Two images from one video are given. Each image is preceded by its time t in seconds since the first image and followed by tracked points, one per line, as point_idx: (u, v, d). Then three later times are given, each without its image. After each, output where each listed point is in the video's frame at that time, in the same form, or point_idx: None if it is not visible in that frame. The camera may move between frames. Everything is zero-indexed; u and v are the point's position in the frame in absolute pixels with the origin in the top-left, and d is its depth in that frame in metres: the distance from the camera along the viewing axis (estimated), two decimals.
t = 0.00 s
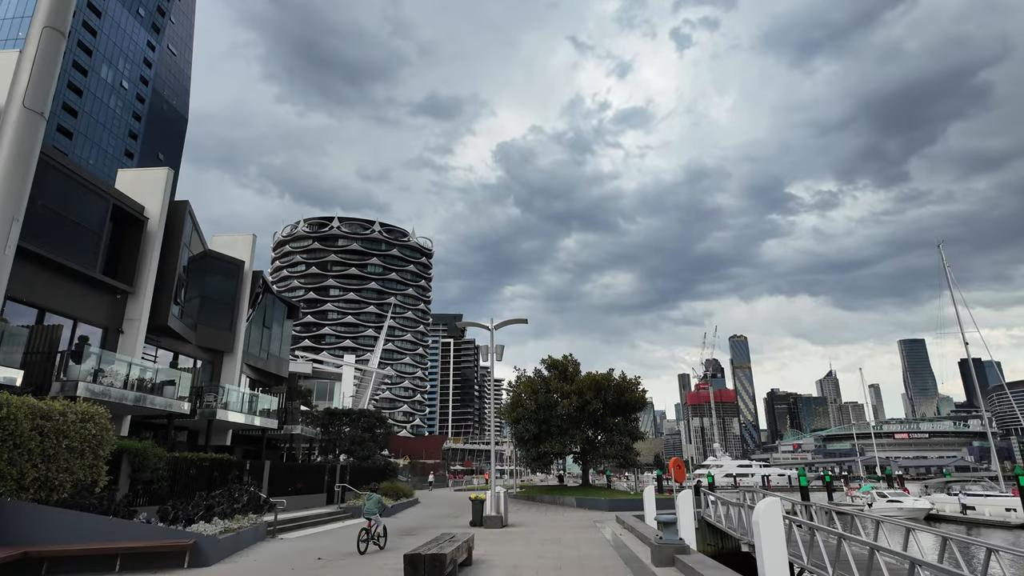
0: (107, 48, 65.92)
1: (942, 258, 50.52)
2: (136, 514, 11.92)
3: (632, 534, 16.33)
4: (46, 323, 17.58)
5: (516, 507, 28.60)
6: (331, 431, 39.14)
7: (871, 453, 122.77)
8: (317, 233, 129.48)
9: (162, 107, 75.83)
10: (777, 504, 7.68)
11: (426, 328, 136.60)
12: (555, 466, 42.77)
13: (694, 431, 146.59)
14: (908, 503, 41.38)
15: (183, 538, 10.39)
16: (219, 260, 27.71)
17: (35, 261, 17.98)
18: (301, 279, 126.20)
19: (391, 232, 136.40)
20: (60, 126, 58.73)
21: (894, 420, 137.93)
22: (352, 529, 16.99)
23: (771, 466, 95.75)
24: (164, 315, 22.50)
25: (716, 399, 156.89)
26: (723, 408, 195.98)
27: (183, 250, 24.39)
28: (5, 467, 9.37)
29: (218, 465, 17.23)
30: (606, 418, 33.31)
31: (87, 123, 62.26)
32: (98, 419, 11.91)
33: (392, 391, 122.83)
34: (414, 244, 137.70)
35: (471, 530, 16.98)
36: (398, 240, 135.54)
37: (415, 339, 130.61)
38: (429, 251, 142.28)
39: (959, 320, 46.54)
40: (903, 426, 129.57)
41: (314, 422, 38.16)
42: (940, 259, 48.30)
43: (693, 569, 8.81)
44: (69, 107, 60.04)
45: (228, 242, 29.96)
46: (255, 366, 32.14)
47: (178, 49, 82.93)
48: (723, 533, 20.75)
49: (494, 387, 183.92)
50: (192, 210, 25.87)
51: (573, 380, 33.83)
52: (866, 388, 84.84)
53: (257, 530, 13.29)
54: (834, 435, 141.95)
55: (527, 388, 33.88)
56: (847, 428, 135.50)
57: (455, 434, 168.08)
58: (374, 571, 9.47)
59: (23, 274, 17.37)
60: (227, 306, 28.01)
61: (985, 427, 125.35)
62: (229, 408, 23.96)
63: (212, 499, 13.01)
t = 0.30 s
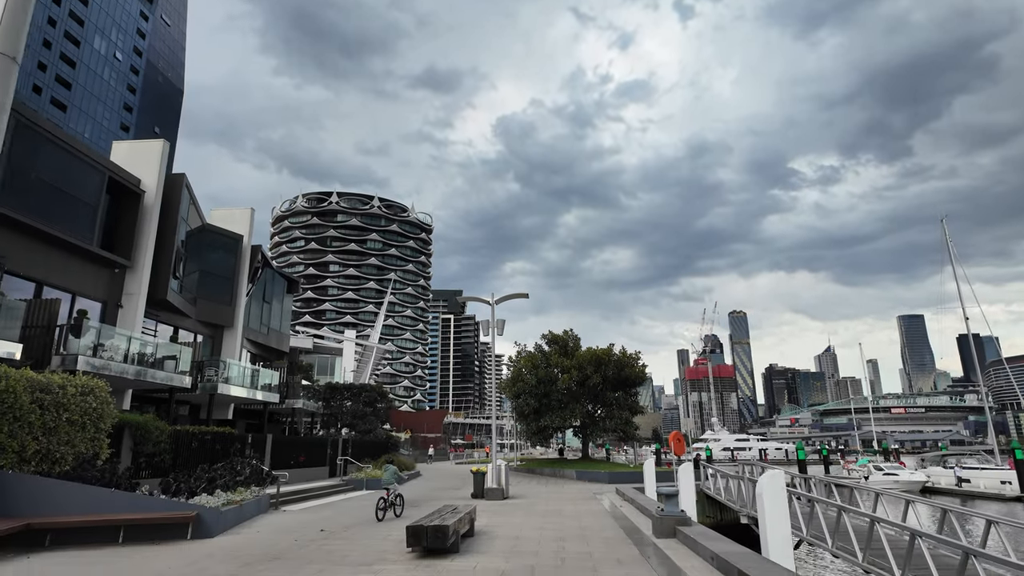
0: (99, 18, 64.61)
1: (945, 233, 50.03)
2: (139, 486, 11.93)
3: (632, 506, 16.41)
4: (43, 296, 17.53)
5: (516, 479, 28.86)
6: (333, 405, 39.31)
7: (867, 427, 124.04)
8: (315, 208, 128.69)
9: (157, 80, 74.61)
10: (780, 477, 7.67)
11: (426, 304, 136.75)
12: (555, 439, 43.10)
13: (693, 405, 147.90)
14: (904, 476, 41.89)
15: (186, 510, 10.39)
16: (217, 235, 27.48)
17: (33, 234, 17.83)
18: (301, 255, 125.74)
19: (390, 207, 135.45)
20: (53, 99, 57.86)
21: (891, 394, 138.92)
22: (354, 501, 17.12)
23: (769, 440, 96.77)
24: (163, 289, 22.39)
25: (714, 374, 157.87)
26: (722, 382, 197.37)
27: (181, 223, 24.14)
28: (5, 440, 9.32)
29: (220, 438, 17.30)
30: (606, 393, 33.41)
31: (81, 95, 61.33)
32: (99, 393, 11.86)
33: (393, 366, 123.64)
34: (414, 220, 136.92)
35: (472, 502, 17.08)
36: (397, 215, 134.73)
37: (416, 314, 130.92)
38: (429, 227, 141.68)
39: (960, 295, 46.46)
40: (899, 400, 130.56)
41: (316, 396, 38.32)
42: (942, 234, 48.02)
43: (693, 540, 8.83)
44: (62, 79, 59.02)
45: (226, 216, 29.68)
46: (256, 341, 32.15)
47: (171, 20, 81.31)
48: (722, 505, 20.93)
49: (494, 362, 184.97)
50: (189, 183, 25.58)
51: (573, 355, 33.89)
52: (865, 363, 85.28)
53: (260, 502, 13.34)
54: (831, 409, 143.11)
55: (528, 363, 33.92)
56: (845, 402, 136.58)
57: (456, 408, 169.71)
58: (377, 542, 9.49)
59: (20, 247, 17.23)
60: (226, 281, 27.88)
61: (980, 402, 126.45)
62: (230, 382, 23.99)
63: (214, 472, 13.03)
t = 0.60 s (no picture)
0: None
1: (947, 210, 49.69)
2: (139, 462, 11.89)
3: (632, 481, 16.45)
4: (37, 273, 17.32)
5: (516, 455, 29.04)
6: (333, 381, 39.39)
7: (863, 403, 125.02)
8: (313, 184, 127.67)
9: (150, 53, 73.26)
10: (785, 453, 7.60)
11: (426, 281, 136.64)
12: (554, 415, 43.32)
13: (691, 382, 148.84)
14: (900, 452, 42.29)
15: (187, 486, 10.34)
16: (214, 210, 27.17)
17: (26, 210, 17.58)
18: (299, 232, 125.15)
19: (388, 183, 134.35)
20: (45, 72, 56.85)
21: (888, 371, 139.70)
22: (355, 477, 17.16)
23: (766, 416, 97.48)
24: (159, 265, 22.19)
25: (713, 350, 158.53)
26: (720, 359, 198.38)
27: (177, 199, 23.84)
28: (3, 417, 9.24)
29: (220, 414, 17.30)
30: (606, 370, 33.48)
31: (74, 69, 60.29)
32: (96, 368, 11.77)
33: (393, 343, 124.08)
34: (412, 196, 135.99)
35: (472, 477, 17.13)
36: (396, 192, 133.77)
37: (415, 292, 130.95)
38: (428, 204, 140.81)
39: (960, 272, 46.37)
40: (896, 377, 131.36)
41: (316, 373, 38.36)
42: (944, 210, 47.66)
43: (695, 516, 8.81)
44: (53, 53, 57.98)
45: (222, 192, 29.31)
46: (255, 318, 32.05)
47: None
48: (721, 480, 21.07)
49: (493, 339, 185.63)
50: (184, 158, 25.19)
51: (572, 332, 33.87)
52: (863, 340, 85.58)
53: (260, 478, 13.32)
54: (828, 385, 144.03)
55: (528, 340, 33.93)
56: (842, 379, 137.44)
57: (456, 385, 170.78)
58: (378, 518, 9.47)
59: (13, 223, 17.00)
60: (224, 257, 27.64)
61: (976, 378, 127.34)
62: (230, 359, 23.91)
63: (214, 448, 13.00)
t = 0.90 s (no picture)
0: None
1: (942, 192, 49.61)
2: (130, 445, 11.78)
3: (626, 463, 16.47)
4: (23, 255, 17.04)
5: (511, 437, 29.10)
6: (328, 364, 39.30)
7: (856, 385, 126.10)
8: (306, 166, 126.44)
9: (139, 31, 71.88)
10: (782, 436, 7.54)
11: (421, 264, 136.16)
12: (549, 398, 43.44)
13: (686, 365, 149.73)
14: (892, 433, 42.71)
15: (178, 469, 10.22)
16: (205, 192, 26.82)
17: (12, 190, 17.25)
18: (293, 215, 124.13)
19: (383, 165, 133.18)
20: (31, 51, 55.74)
21: (880, 353, 140.75)
22: (350, 459, 17.11)
23: (759, 398, 98.26)
24: (150, 248, 21.91)
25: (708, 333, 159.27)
26: (714, 342, 199.31)
27: (167, 180, 23.48)
28: None
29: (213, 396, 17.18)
30: (601, 352, 33.48)
31: (61, 47, 59.16)
32: (86, 350, 11.60)
33: (389, 326, 124.15)
34: (407, 178, 135.01)
35: (466, 460, 17.10)
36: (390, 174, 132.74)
37: (410, 275, 130.70)
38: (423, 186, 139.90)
39: (955, 255, 46.34)
40: (888, 359, 132.37)
41: (311, 356, 38.24)
42: (941, 193, 47.43)
43: (691, 498, 8.76)
44: (40, 31, 56.83)
45: (213, 173, 28.89)
46: (248, 301, 31.83)
47: None
48: (715, 461, 21.15)
49: (489, 322, 185.87)
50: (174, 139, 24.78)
51: (568, 315, 33.80)
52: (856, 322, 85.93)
53: (254, 461, 13.24)
54: (821, 368, 145.09)
55: (523, 323, 33.87)
56: (835, 361, 138.45)
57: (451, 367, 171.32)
58: (372, 501, 9.39)
59: None
60: (216, 240, 27.34)
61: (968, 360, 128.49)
62: (223, 342, 23.70)
63: (206, 431, 12.90)
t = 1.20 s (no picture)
0: None
1: (936, 180, 49.53)
2: (113, 431, 11.58)
3: (619, 449, 16.41)
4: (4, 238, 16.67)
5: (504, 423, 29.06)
6: (320, 351, 39.08)
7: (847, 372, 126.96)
8: (299, 151, 125.12)
9: (126, 13, 70.49)
10: (775, 421, 7.41)
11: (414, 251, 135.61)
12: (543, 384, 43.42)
13: (679, 352, 150.31)
14: (883, 420, 43.00)
15: (162, 456, 10.05)
16: (192, 176, 26.40)
17: None
18: (285, 201, 123.03)
19: (376, 151, 132.07)
20: (16, 32, 54.57)
21: (872, 341, 141.60)
22: (340, 446, 16.96)
23: (751, 385, 98.85)
24: (137, 232, 21.54)
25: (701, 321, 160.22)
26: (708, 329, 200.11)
27: (153, 164, 23.06)
28: None
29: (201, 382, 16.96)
30: (595, 339, 33.36)
31: (46, 29, 57.93)
32: (67, 336, 11.33)
33: (382, 314, 123.95)
34: (400, 164, 134.00)
35: (458, 446, 16.97)
36: (383, 160, 131.69)
37: (404, 262, 130.22)
38: (416, 172, 138.95)
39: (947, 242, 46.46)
40: (880, 347, 133.19)
41: (302, 342, 37.99)
42: (935, 180, 47.34)
43: (683, 484, 8.66)
44: (25, 11, 55.62)
45: (201, 156, 28.43)
46: (238, 287, 31.50)
47: None
48: (707, 447, 21.13)
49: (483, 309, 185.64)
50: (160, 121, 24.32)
51: (561, 302, 33.66)
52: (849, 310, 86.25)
53: (242, 448, 13.07)
54: (813, 355, 145.90)
55: (516, 311, 33.72)
56: (827, 349, 139.30)
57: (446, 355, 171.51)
58: (359, 488, 9.23)
59: None
60: (205, 225, 26.96)
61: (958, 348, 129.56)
62: (213, 328, 23.41)
63: (192, 417, 12.70)
